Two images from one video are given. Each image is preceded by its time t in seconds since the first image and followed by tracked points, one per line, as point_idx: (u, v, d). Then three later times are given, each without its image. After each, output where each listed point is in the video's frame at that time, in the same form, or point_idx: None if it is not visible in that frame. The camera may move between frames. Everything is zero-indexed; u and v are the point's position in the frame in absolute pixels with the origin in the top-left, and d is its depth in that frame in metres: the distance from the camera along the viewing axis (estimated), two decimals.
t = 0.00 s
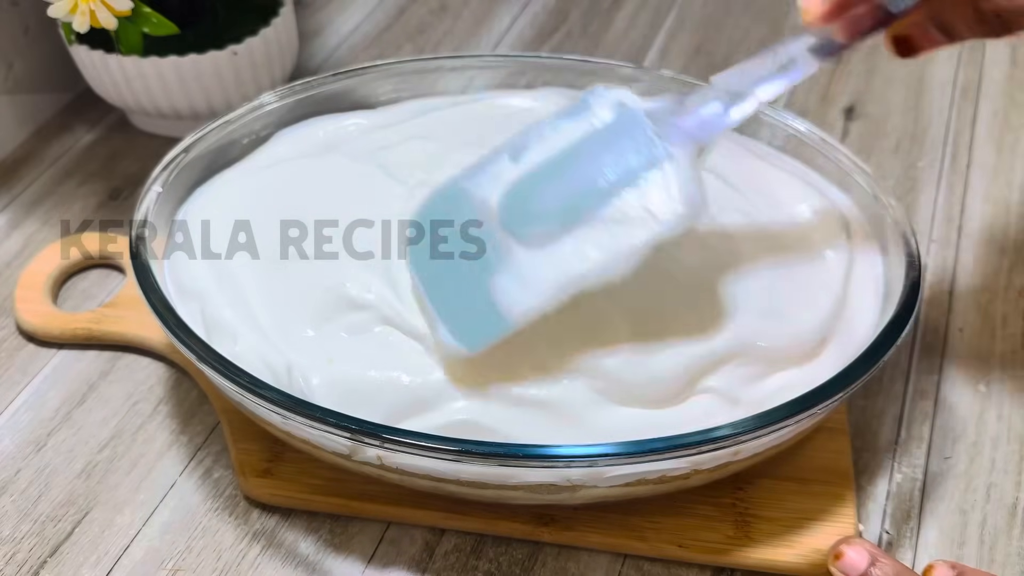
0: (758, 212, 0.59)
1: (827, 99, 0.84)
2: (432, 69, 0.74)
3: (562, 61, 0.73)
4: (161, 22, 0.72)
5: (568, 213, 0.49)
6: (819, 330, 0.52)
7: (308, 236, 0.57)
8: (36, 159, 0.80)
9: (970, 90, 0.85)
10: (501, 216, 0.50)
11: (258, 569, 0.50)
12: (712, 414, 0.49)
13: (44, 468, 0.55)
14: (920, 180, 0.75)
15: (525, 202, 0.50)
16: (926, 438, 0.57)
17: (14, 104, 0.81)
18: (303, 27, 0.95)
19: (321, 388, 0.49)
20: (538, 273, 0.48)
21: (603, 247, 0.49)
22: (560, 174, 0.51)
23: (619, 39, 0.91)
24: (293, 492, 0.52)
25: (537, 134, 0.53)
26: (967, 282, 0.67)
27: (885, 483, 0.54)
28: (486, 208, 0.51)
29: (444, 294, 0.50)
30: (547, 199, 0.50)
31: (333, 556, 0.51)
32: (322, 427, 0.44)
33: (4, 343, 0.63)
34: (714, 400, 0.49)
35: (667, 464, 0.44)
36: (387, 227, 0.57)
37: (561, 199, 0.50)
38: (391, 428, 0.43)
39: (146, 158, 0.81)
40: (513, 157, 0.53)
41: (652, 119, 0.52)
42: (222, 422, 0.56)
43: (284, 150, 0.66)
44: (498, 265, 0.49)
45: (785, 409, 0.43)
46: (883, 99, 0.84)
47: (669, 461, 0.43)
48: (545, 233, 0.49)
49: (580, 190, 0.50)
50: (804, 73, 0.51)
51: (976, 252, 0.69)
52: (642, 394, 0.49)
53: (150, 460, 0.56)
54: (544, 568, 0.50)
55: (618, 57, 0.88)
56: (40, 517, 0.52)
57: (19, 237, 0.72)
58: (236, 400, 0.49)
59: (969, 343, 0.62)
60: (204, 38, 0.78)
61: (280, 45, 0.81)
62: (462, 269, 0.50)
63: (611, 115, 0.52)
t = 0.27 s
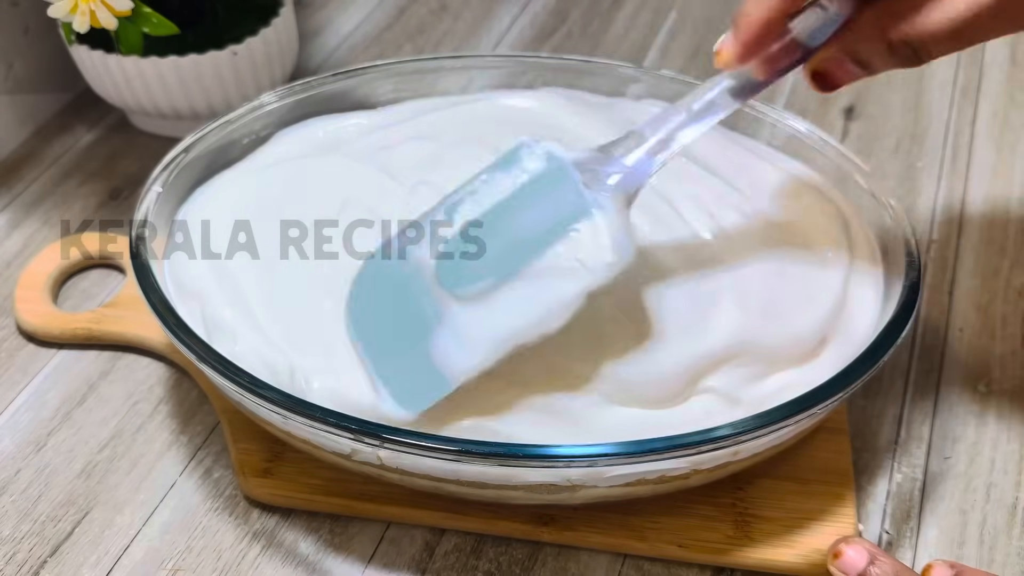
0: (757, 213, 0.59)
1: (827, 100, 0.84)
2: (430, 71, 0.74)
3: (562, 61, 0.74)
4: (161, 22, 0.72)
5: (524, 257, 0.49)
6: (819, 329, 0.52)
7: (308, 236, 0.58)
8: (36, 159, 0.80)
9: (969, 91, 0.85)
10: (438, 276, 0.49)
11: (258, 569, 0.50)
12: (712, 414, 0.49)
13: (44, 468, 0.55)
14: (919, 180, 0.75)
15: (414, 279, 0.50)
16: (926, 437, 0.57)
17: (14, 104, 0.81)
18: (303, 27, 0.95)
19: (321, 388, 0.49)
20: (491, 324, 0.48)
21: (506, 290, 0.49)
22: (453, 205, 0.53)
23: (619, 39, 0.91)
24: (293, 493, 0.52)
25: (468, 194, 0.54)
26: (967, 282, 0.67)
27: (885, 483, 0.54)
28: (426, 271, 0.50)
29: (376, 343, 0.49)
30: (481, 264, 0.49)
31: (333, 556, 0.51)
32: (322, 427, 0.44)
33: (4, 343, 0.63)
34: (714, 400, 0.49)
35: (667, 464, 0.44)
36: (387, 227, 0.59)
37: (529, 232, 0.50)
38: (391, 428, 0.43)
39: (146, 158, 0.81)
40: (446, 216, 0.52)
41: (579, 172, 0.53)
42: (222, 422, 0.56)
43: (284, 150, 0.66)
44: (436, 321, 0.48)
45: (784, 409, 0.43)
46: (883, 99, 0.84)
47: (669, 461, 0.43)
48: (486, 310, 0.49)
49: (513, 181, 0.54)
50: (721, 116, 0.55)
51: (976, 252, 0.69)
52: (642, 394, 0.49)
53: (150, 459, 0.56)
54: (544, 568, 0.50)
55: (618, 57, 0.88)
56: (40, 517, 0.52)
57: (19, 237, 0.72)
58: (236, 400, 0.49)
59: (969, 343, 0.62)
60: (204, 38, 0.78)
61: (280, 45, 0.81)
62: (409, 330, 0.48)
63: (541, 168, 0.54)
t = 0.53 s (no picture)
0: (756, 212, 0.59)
1: (827, 100, 0.84)
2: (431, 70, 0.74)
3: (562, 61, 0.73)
4: (161, 22, 0.72)
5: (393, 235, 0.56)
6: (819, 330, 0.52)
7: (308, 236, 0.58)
8: (36, 159, 0.80)
9: (969, 90, 0.84)
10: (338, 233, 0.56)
11: (258, 569, 0.50)
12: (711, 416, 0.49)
13: (44, 468, 0.55)
14: (919, 180, 0.75)
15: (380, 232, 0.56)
16: (926, 437, 0.57)
17: (14, 104, 0.81)
18: (304, 27, 0.95)
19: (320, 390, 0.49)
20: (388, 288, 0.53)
21: (381, 271, 0.54)
22: (402, 199, 0.58)
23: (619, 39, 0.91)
24: (294, 493, 0.52)
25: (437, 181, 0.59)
26: (967, 282, 0.67)
27: (885, 483, 0.54)
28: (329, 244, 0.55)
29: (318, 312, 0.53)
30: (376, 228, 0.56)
31: (333, 556, 0.51)
32: (322, 427, 0.44)
33: (4, 343, 0.63)
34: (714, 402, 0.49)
35: (666, 464, 0.44)
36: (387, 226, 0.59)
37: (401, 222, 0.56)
38: (391, 428, 0.43)
39: (146, 158, 0.81)
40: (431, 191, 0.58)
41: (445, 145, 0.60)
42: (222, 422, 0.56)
43: (284, 150, 0.66)
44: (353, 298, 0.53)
45: (784, 409, 0.43)
46: (883, 99, 0.84)
47: (668, 461, 0.43)
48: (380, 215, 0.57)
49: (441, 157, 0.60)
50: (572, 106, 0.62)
51: (976, 252, 0.69)
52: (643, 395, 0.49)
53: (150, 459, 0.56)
54: (544, 568, 0.50)
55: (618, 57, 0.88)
56: (40, 517, 0.52)
57: (19, 237, 0.72)
58: (235, 400, 0.49)
59: (969, 343, 0.62)
60: (204, 38, 0.78)
61: (280, 45, 0.81)
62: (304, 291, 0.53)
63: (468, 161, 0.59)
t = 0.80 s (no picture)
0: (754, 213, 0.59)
1: (827, 100, 0.84)
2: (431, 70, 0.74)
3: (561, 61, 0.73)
4: (161, 22, 0.72)
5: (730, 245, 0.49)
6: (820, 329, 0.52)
7: (308, 236, 0.58)
8: (36, 159, 0.80)
9: (969, 91, 0.85)
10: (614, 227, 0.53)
11: (258, 569, 0.50)
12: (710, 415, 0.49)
13: (44, 469, 0.55)
14: (920, 180, 0.75)
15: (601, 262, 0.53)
16: (926, 438, 0.57)
17: (14, 104, 0.81)
18: (303, 27, 0.95)
19: (319, 386, 0.49)
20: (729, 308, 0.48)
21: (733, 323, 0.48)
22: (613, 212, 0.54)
23: (619, 39, 0.91)
24: (294, 493, 0.52)
25: (685, 164, 0.53)
26: (967, 282, 0.67)
27: (885, 483, 0.54)
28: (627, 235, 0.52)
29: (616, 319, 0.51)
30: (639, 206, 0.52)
31: (333, 557, 0.51)
32: (322, 427, 0.44)
33: (4, 343, 0.63)
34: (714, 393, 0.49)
35: (666, 464, 0.44)
36: (387, 227, 0.59)
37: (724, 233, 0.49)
38: (391, 428, 0.43)
39: (145, 158, 0.81)
40: (665, 189, 0.52)
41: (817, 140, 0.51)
42: (222, 422, 0.56)
43: (284, 150, 0.66)
44: (680, 298, 0.48)
45: (784, 408, 0.43)
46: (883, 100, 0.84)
47: (668, 461, 0.43)
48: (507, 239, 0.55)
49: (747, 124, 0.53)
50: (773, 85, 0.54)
51: (976, 252, 0.69)
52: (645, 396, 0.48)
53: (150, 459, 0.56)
54: (544, 568, 0.50)
55: (618, 57, 0.88)
56: (40, 517, 0.52)
57: (19, 237, 0.72)
58: (235, 400, 0.49)
59: (969, 343, 0.62)
60: (204, 38, 0.78)
61: (280, 45, 0.81)
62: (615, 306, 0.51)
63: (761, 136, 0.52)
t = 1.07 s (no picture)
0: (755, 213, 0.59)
1: (827, 100, 0.84)
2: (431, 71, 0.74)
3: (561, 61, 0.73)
4: (161, 22, 0.72)
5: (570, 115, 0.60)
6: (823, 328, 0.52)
7: (307, 236, 0.58)
8: (35, 160, 0.80)
9: (969, 90, 0.85)
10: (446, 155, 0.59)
11: (258, 570, 0.50)
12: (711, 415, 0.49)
13: (44, 468, 0.55)
14: (920, 180, 0.75)
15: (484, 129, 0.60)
16: (926, 438, 0.57)
17: (14, 104, 0.81)
18: (303, 27, 0.95)
19: (319, 387, 0.49)
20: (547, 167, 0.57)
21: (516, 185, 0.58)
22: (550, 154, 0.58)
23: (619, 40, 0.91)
24: (294, 493, 0.52)
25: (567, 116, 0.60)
26: (966, 282, 0.67)
27: (885, 483, 0.54)
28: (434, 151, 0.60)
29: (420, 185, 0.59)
30: (489, 134, 0.60)
31: (333, 557, 0.51)
32: (322, 427, 0.44)
33: (4, 342, 0.63)
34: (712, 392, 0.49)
35: (666, 464, 0.44)
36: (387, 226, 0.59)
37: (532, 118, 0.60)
38: (391, 428, 0.43)
39: (145, 158, 0.81)
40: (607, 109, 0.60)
41: (595, 73, 0.62)
42: (222, 422, 0.56)
43: (284, 150, 0.66)
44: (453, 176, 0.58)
45: (784, 408, 0.43)
46: (883, 99, 0.84)
47: (668, 461, 0.43)
48: (485, 189, 0.57)
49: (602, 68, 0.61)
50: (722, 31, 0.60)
51: (976, 251, 0.69)
52: (645, 396, 0.48)
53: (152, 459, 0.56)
54: (544, 568, 0.50)
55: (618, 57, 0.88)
56: (40, 517, 0.52)
57: (19, 237, 0.72)
58: (235, 400, 0.49)
59: (969, 343, 0.62)
60: (204, 38, 0.78)
61: (280, 45, 0.81)
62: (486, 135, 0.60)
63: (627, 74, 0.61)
